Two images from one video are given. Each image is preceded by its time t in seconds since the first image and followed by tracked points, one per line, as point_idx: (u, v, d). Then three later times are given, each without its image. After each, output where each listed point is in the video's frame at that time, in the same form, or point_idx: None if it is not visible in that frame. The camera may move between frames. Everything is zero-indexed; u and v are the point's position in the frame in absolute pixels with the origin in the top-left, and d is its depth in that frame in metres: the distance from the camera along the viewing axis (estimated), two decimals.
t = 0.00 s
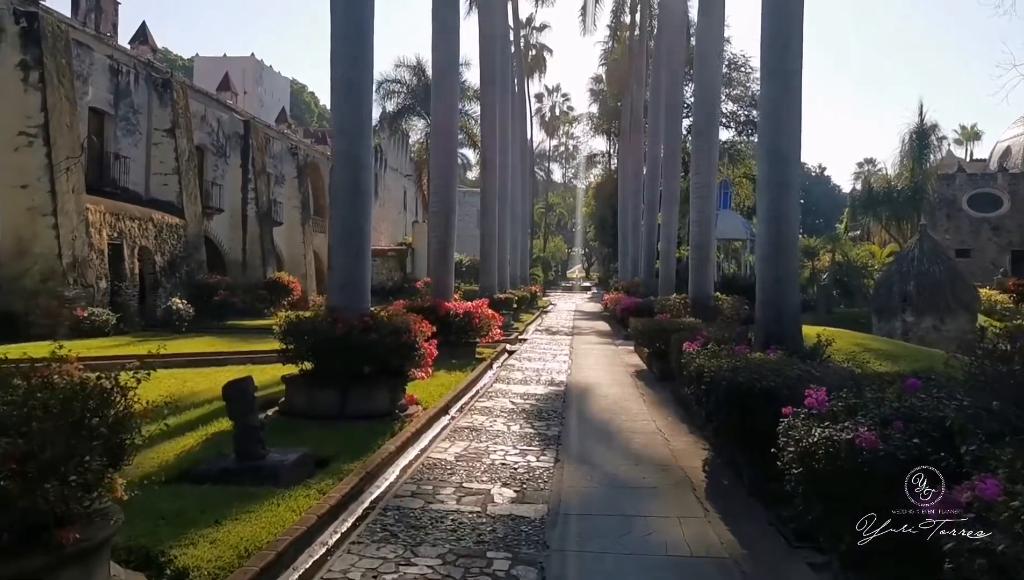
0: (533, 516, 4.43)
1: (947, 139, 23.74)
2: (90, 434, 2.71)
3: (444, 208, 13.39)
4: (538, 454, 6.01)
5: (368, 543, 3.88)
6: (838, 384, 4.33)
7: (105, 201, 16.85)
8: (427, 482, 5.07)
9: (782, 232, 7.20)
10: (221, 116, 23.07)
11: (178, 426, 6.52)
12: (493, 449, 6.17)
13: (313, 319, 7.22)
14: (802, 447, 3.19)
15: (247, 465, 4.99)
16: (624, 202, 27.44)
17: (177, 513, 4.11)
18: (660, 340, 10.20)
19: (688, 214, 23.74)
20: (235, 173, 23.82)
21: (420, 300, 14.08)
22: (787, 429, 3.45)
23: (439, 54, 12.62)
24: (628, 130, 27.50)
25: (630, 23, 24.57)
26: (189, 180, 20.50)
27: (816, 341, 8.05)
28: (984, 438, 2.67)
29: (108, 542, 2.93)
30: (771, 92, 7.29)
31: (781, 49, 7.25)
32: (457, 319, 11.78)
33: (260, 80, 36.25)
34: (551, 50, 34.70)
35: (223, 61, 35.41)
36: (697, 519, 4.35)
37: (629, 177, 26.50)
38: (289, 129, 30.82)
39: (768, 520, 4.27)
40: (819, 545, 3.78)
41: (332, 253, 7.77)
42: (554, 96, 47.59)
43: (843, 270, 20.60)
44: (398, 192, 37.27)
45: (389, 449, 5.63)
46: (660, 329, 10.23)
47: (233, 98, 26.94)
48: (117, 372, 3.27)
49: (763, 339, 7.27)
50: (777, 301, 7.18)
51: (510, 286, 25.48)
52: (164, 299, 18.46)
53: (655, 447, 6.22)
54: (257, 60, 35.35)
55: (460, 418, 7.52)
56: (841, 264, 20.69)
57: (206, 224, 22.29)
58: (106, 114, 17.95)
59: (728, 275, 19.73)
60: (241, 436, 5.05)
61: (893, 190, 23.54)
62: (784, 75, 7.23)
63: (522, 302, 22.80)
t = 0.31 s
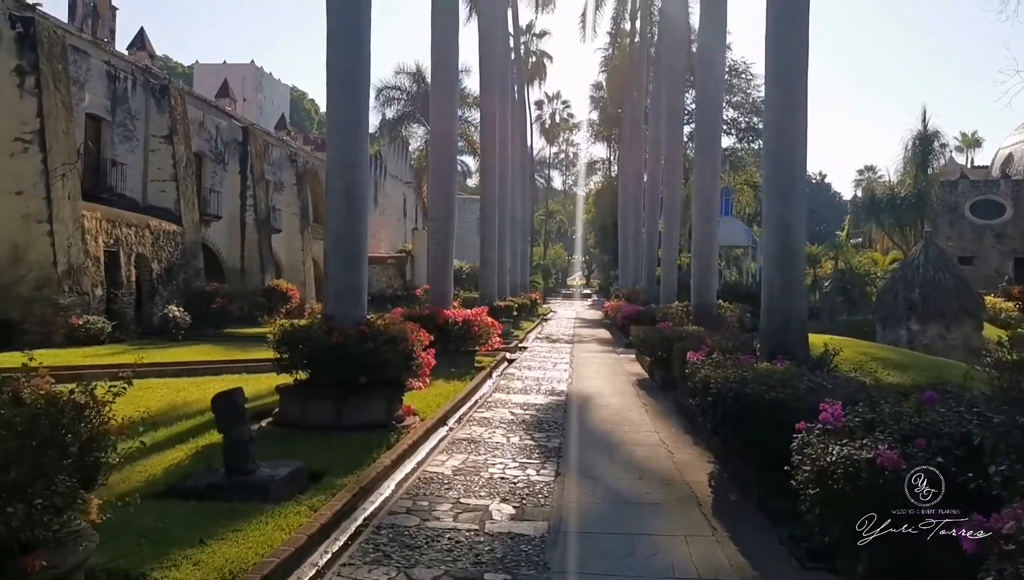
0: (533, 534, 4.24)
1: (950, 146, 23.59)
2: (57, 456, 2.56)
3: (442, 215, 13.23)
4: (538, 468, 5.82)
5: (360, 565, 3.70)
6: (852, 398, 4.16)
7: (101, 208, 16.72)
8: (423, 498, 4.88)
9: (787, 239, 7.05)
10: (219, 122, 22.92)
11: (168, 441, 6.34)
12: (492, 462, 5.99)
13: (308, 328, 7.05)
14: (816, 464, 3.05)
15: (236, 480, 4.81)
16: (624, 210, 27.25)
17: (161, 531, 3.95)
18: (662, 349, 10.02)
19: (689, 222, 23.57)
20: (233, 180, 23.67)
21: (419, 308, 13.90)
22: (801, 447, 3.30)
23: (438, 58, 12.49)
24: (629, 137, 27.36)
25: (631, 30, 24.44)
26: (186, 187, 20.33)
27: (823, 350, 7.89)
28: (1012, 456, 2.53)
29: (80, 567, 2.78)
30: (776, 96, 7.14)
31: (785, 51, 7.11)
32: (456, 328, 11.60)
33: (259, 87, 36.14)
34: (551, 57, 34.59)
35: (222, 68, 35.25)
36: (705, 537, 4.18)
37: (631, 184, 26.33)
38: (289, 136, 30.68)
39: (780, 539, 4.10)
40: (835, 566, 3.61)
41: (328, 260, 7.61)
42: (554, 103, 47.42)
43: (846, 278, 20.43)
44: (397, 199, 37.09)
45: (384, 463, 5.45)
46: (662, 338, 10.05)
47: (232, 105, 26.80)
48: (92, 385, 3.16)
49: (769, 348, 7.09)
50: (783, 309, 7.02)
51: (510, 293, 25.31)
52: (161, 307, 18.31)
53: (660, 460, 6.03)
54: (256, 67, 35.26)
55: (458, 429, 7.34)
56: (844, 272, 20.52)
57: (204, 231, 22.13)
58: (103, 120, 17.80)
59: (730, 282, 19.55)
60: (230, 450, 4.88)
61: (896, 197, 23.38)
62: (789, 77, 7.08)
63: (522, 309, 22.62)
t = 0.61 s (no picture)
0: (530, 561, 4.03)
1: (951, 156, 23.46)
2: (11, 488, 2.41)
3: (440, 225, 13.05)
4: (536, 488, 5.61)
5: None
6: (865, 420, 3.98)
7: (95, 219, 16.52)
8: (416, 522, 4.68)
9: (793, 248, 6.88)
10: (217, 133, 22.77)
11: (153, 462, 6.14)
12: (489, 482, 5.78)
13: (299, 341, 6.86)
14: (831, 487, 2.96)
15: (220, 502, 4.62)
16: (623, 220, 27.10)
17: (140, 558, 3.77)
18: (663, 362, 9.81)
19: (689, 233, 23.41)
20: (231, 191, 23.51)
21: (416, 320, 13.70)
22: (818, 473, 3.18)
23: (436, 66, 12.36)
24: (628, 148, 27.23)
25: (630, 41, 24.33)
26: (183, 198, 20.18)
27: (828, 365, 7.70)
28: None
29: None
30: (780, 103, 6.99)
31: (788, 57, 6.95)
32: (453, 341, 11.41)
33: (258, 98, 36.07)
34: (550, 68, 34.53)
35: (221, 78, 35.21)
36: (711, 565, 3.99)
37: (630, 195, 26.17)
38: (286, 146, 30.54)
39: (790, 566, 3.91)
40: None
41: (321, 273, 7.42)
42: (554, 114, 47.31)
43: (848, 289, 20.26)
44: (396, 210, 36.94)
45: (375, 483, 5.25)
46: (663, 351, 9.85)
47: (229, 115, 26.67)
48: (55, 408, 3.00)
49: (775, 363, 6.90)
50: (787, 322, 6.84)
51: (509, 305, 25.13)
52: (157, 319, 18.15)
53: (662, 479, 5.83)
54: (256, 78, 35.21)
55: (454, 446, 7.13)
56: (846, 283, 20.35)
57: (200, 242, 21.94)
58: (99, 130, 17.67)
59: (731, 293, 19.37)
60: (214, 472, 4.70)
61: (897, 207, 23.24)
62: (793, 84, 6.93)
63: (522, 321, 22.42)
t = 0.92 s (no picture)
0: None
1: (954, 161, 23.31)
2: None
3: (437, 232, 12.87)
4: (533, 502, 5.42)
5: None
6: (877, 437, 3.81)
7: (89, 225, 16.31)
8: (408, 539, 4.49)
9: (798, 254, 6.71)
10: (215, 140, 22.58)
11: (140, 475, 5.96)
12: (485, 495, 5.60)
13: (291, 350, 6.67)
14: (841, 504, 2.83)
15: (205, 519, 4.44)
16: (623, 227, 26.93)
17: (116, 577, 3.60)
18: (664, 370, 9.63)
19: (690, 239, 23.24)
20: (228, 198, 23.33)
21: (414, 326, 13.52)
22: (829, 492, 3.03)
23: (433, 71, 12.26)
24: (627, 154, 27.09)
25: (630, 46, 24.19)
26: (179, 205, 20.03)
27: (834, 373, 7.52)
28: None
29: None
30: (784, 106, 6.84)
31: (792, 57, 6.79)
32: (450, 348, 11.23)
33: (257, 104, 35.94)
34: (550, 73, 34.39)
35: (219, 84, 35.03)
36: None
37: (631, 201, 25.99)
38: (285, 152, 30.37)
39: None
40: None
41: (315, 279, 7.25)
42: (553, 120, 47.15)
43: (850, 296, 20.09)
44: (395, 216, 36.77)
45: (367, 498, 5.06)
46: (664, 360, 9.67)
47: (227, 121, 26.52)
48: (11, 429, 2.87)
49: (780, 371, 6.71)
50: (792, 329, 6.67)
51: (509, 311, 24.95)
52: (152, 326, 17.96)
53: (664, 492, 5.64)
54: (254, 84, 35.11)
55: (451, 457, 6.95)
56: (848, 289, 20.20)
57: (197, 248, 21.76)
58: (94, 136, 17.51)
59: (732, 299, 19.20)
60: (199, 486, 4.52)
61: (900, 213, 23.07)
62: (797, 86, 6.78)
63: (521, 328, 22.23)
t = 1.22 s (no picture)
0: None
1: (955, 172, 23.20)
2: None
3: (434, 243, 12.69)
4: (530, 523, 5.23)
5: None
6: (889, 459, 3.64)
7: (83, 237, 16.15)
8: (398, 564, 4.29)
9: (800, 267, 6.57)
10: (212, 150, 22.45)
11: (124, 493, 5.78)
12: (480, 515, 5.41)
13: (281, 364, 6.48)
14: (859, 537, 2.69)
15: (185, 541, 4.25)
16: (622, 238, 26.77)
17: None
18: (664, 384, 9.44)
19: (690, 251, 23.09)
20: (225, 209, 23.19)
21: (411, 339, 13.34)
22: (840, 520, 2.91)
23: (431, 81, 12.18)
24: (626, 165, 26.97)
25: (629, 58, 24.11)
26: (175, 215, 19.90)
27: (839, 389, 7.34)
28: None
29: None
30: (786, 116, 6.70)
31: (795, 66, 6.65)
32: (447, 362, 11.04)
33: (256, 116, 35.89)
34: (549, 85, 34.33)
35: (217, 95, 34.91)
36: None
37: (630, 212, 25.85)
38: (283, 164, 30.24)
39: None
40: None
41: (306, 291, 7.09)
42: (553, 132, 47.09)
43: (851, 308, 19.92)
44: (394, 228, 36.64)
45: (357, 519, 4.86)
46: (665, 374, 9.48)
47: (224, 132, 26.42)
48: None
49: (784, 386, 6.53)
50: (795, 343, 6.50)
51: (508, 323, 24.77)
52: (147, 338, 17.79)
53: (666, 513, 5.45)
54: (253, 96, 35.07)
55: (446, 475, 6.76)
56: (850, 301, 20.03)
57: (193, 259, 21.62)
58: (90, 146, 17.40)
59: (733, 312, 19.03)
60: (180, 507, 4.33)
61: (902, 225, 22.93)
62: (800, 94, 6.65)
63: (519, 340, 22.04)
